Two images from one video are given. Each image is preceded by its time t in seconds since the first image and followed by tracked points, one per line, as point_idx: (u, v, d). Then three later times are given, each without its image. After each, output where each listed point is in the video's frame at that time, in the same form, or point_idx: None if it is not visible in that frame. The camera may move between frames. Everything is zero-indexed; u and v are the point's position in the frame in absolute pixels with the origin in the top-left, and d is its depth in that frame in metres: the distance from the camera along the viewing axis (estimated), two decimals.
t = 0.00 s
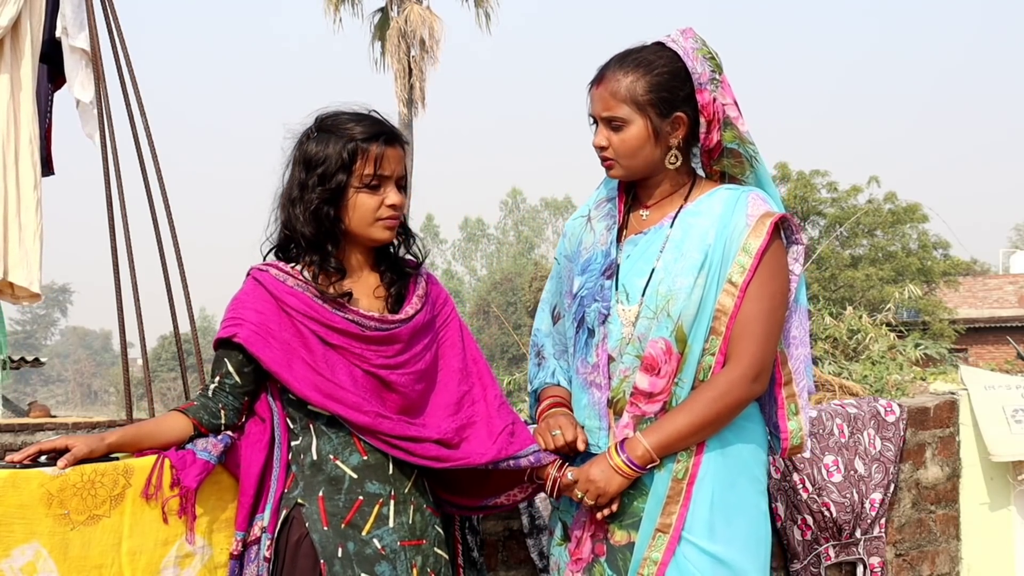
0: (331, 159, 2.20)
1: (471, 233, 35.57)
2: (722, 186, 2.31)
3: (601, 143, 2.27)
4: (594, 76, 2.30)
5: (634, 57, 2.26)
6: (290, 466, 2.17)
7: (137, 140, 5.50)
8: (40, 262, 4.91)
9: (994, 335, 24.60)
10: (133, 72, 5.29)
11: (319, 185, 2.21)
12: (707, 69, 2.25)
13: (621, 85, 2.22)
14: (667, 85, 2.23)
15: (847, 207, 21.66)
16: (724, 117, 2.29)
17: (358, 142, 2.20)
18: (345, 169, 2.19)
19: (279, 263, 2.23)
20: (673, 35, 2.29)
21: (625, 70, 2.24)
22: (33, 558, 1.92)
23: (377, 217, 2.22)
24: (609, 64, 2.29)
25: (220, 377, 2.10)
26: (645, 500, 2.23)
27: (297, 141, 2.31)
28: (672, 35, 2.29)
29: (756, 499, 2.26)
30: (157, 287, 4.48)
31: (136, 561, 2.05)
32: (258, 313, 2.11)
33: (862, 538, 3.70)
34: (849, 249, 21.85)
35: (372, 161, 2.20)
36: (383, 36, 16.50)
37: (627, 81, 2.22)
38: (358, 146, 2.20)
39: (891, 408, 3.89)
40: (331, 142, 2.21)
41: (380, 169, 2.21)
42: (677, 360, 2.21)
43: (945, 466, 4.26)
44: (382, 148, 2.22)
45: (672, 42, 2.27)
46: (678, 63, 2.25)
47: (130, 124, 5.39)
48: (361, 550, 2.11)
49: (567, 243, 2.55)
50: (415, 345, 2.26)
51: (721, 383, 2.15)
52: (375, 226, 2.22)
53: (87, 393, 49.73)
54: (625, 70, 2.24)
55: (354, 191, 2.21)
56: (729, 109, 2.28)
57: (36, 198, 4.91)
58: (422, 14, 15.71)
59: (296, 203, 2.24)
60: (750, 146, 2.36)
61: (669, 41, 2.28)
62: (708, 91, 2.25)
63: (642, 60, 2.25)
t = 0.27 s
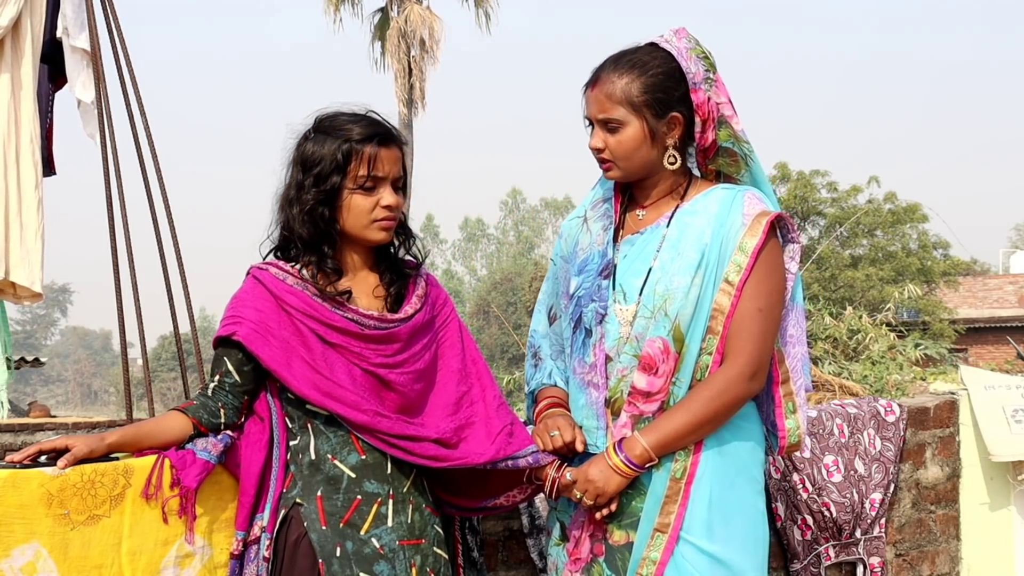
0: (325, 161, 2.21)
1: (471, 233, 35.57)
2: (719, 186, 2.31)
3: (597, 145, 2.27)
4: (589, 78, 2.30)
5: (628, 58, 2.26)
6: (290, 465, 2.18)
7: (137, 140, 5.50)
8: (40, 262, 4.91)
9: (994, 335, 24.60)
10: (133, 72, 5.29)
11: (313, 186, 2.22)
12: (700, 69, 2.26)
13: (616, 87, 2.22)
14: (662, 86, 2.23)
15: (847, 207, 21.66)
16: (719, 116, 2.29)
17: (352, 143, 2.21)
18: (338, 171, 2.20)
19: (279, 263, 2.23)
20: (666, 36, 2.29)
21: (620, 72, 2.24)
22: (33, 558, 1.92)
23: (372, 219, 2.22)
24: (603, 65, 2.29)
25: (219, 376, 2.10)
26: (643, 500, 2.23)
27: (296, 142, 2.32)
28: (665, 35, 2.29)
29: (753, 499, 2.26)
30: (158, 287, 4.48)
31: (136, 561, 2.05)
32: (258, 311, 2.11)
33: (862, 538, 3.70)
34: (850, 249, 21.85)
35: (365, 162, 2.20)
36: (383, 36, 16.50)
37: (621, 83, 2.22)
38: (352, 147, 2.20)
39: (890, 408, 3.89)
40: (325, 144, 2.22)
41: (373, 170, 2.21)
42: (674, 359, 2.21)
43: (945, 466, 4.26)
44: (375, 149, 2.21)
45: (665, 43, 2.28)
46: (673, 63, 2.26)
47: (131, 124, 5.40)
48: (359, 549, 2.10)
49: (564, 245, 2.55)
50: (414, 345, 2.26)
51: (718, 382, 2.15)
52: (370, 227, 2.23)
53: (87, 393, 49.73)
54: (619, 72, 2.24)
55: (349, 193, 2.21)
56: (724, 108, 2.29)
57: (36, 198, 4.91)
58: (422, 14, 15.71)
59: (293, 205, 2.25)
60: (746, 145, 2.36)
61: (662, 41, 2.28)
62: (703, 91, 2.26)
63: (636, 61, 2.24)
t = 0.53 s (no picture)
0: (317, 163, 2.22)
1: (471, 233, 35.58)
2: (714, 185, 2.32)
3: (594, 143, 2.27)
4: (589, 75, 2.30)
5: (629, 57, 2.26)
6: (289, 465, 2.18)
7: (138, 140, 5.51)
8: (41, 261, 4.91)
9: (994, 335, 24.60)
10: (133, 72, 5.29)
11: (306, 192, 2.24)
12: (700, 71, 2.27)
13: (617, 85, 2.22)
14: (661, 86, 2.23)
15: (847, 207, 21.66)
16: (717, 118, 2.30)
17: (342, 147, 2.21)
18: (329, 174, 2.20)
19: (280, 262, 2.23)
20: (668, 37, 2.29)
21: (621, 70, 2.24)
22: (33, 558, 1.92)
23: (363, 222, 2.22)
24: (604, 63, 2.29)
25: (220, 375, 2.10)
26: (643, 500, 2.23)
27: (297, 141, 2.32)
28: (667, 36, 2.29)
29: (751, 498, 2.26)
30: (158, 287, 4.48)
31: (136, 561, 2.05)
32: (259, 310, 2.12)
33: (862, 538, 3.70)
34: (850, 249, 21.85)
35: (353, 164, 2.20)
36: (383, 36, 16.50)
37: (622, 81, 2.22)
38: (341, 151, 2.20)
39: (890, 408, 3.89)
40: (316, 148, 2.23)
41: (364, 173, 2.20)
42: (672, 359, 2.21)
43: (945, 466, 4.26)
44: (362, 152, 2.20)
45: (665, 44, 2.28)
46: (673, 65, 2.26)
47: (131, 124, 5.40)
48: (359, 549, 2.10)
49: (557, 241, 2.53)
50: (414, 345, 2.26)
51: (717, 381, 2.15)
52: (362, 230, 2.22)
53: (88, 393, 49.74)
54: (621, 70, 2.24)
55: (338, 198, 2.22)
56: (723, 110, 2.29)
57: (37, 198, 4.91)
58: (422, 14, 15.71)
59: (287, 206, 2.27)
60: (743, 148, 2.36)
61: (663, 42, 2.28)
62: (702, 92, 2.26)
63: (637, 60, 2.25)
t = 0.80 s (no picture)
0: (313, 164, 2.22)
1: (471, 233, 35.58)
2: (711, 185, 2.33)
3: (592, 143, 2.26)
4: (588, 75, 2.30)
5: (629, 58, 2.26)
6: (289, 465, 2.18)
7: (138, 140, 5.51)
8: (41, 261, 4.91)
9: (994, 335, 24.60)
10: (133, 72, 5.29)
11: (302, 192, 2.24)
12: (697, 75, 2.27)
13: (616, 86, 2.22)
14: (661, 88, 2.24)
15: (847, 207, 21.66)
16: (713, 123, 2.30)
17: (337, 148, 2.20)
18: (323, 176, 2.21)
19: (280, 263, 2.23)
20: (667, 40, 2.30)
21: (621, 72, 2.24)
22: (33, 558, 1.92)
23: (357, 225, 2.21)
24: (604, 64, 2.29)
25: (220, 375, 2.11)
26: (645, 500, 2.22)
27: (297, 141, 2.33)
28: (665, 39, 2.30)
29: (750, 497, 2.26)
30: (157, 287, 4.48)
31: (136, 561, 2.05)
32: (258, 311, 2.12)
33: (862, 538, 3.70)
34: (850, 249, 21.85)
35: (347, 167, 2.20)
36: (383, 36, 16.50)
37: (622, 83, 2.22)
38: (335, 152, 2.20)
39: (891, 408, 3.90)
40: (312, 149, 2.23)
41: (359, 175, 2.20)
42: (675, 359, 2.21)
43: (945, 466, 4.26)
44: (355, 154, 2.19)
45: (663, 47, 2.29)
46: (672, 67, 2.26)
47: (131, 124, 5.40)
48: (359, 549, 2.10)
49: (553, 243, 2.54)
50: (414, 346, 2.27)
51: (720, 381, 2.15)
52: (357, 233, 2.22)
53: (88, 393, 49.78)
54: (621, 71, 2.23)
55: (334, 200, 2.22)
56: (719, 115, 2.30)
57: (36, 199, 4.91)
58: (422, 14, 15.70)
59: (284, 207, 2.28)
60: (739, 152, 2.37)
61: (660, 45, 2.29)
62: (699, 96, 2.27)
63: (637, 62, 2.25)
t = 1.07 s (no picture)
0: (305, 166, 2.23)
1: (471, 233, 35.59)
2: (706, 186, 2.34)
3: (593, 148, 2.24)
4: (584, 79, 2.29)
5: (627, 61, 2.25)
6: (290, 465, 2.18)
7: (138, 140, 5.51)
8: (41, 261, 4.91)
9: (994, 335, 24.61)
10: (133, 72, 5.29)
11: (296, 194, 2.25)
12: (690, 75, 2.29)
13: (615, 90, 2.21)
14: (659, 90, 2.24)
15: (847, 207, 21.66)
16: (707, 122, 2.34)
17: (326, 152, 2.21)
18: (315, 178, 2.21)
19: (279, 264, 2.23)
20: (658, 41, 2.30)
21: (619, 75, 2.23)
22: (33, 558, 1.92)
23: (350, 227, 2.21)
24: (599, 67, 2.28)
25: (220, 375, 2.10)
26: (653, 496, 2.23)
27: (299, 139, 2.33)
28: (656, 40, 2.31)
29: (754, 496, 2.27)
30: (156, 287, 4.48)
31: (136, 561, 2.05)
32: (258, 312, 2.12)
33: (862, 538, 3.70)
34: (850, 249, 21.86)
35: (336, 170, 2.20)
36: (383, 36, 16.50)
37: (621, 86, 2.22)
38: (325, 155, 2.20)
39: (890, 408, 3.90)
40: (304, 151, 2.24)
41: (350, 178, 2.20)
42: (682, 360, 2.21)
43: (945, 466, 4.26)
44: (343, 156, 2.19)
45: (655, 48, 2.29)
46: (667, 70, 2.27)
47: (131, 124, 5.40)
48: (358, 549, 2.10)
49: (547, 246, 2.47)
50: (414, 347, 2.27)
51: (725, 380, 2.16)
52: (349, 234, 2.22)
53: (88, 393, 49.77)
54: (618, 75, 2.23)
55: (326, 203, 2.22)
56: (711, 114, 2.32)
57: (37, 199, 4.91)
58: (422, 14, 15.70)
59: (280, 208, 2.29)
60: (731, 150, 2.39)
61: (652, 46, 2.30)
62: (693, 96, 2.29)
63: (633, 64, 2.25)
